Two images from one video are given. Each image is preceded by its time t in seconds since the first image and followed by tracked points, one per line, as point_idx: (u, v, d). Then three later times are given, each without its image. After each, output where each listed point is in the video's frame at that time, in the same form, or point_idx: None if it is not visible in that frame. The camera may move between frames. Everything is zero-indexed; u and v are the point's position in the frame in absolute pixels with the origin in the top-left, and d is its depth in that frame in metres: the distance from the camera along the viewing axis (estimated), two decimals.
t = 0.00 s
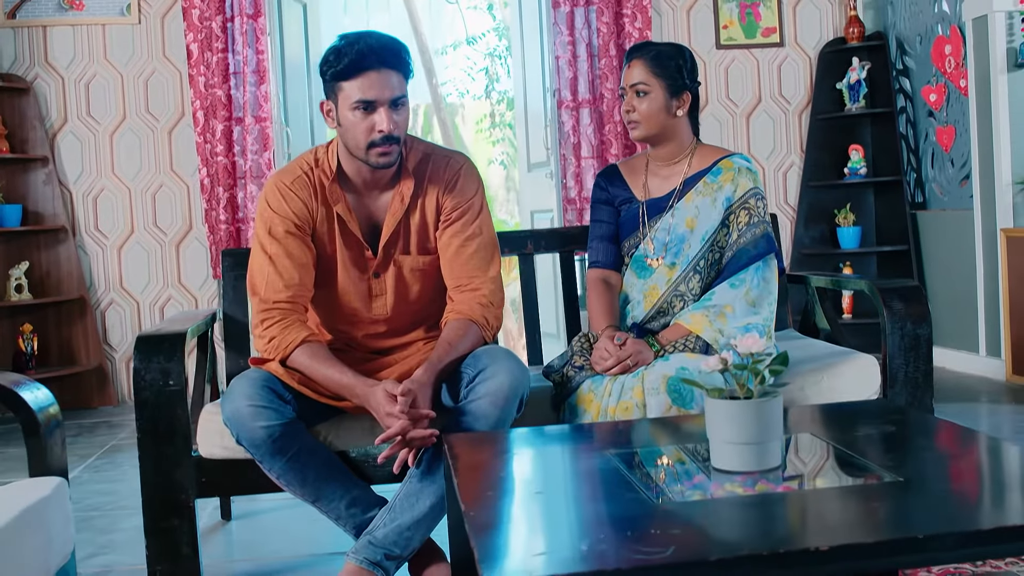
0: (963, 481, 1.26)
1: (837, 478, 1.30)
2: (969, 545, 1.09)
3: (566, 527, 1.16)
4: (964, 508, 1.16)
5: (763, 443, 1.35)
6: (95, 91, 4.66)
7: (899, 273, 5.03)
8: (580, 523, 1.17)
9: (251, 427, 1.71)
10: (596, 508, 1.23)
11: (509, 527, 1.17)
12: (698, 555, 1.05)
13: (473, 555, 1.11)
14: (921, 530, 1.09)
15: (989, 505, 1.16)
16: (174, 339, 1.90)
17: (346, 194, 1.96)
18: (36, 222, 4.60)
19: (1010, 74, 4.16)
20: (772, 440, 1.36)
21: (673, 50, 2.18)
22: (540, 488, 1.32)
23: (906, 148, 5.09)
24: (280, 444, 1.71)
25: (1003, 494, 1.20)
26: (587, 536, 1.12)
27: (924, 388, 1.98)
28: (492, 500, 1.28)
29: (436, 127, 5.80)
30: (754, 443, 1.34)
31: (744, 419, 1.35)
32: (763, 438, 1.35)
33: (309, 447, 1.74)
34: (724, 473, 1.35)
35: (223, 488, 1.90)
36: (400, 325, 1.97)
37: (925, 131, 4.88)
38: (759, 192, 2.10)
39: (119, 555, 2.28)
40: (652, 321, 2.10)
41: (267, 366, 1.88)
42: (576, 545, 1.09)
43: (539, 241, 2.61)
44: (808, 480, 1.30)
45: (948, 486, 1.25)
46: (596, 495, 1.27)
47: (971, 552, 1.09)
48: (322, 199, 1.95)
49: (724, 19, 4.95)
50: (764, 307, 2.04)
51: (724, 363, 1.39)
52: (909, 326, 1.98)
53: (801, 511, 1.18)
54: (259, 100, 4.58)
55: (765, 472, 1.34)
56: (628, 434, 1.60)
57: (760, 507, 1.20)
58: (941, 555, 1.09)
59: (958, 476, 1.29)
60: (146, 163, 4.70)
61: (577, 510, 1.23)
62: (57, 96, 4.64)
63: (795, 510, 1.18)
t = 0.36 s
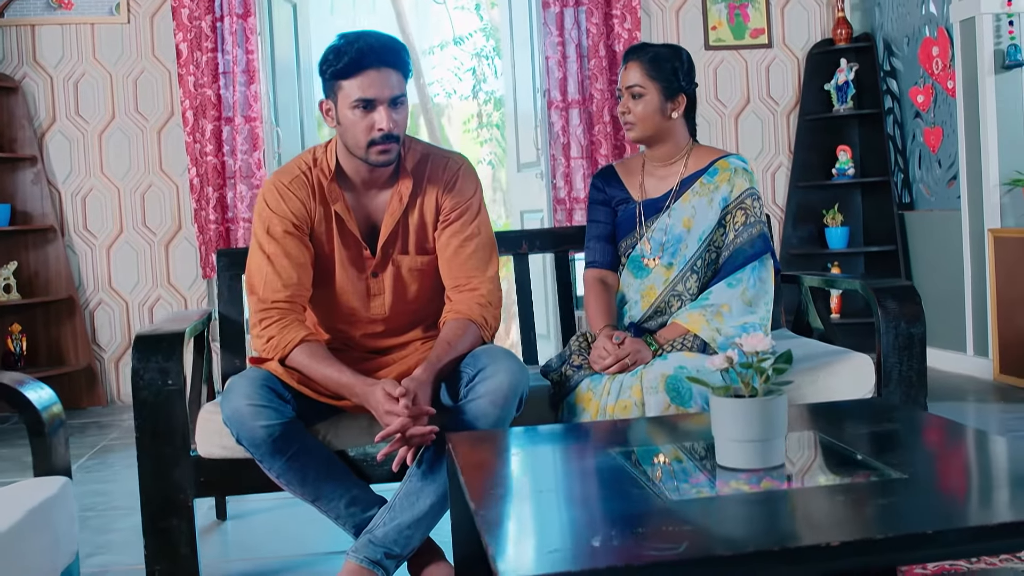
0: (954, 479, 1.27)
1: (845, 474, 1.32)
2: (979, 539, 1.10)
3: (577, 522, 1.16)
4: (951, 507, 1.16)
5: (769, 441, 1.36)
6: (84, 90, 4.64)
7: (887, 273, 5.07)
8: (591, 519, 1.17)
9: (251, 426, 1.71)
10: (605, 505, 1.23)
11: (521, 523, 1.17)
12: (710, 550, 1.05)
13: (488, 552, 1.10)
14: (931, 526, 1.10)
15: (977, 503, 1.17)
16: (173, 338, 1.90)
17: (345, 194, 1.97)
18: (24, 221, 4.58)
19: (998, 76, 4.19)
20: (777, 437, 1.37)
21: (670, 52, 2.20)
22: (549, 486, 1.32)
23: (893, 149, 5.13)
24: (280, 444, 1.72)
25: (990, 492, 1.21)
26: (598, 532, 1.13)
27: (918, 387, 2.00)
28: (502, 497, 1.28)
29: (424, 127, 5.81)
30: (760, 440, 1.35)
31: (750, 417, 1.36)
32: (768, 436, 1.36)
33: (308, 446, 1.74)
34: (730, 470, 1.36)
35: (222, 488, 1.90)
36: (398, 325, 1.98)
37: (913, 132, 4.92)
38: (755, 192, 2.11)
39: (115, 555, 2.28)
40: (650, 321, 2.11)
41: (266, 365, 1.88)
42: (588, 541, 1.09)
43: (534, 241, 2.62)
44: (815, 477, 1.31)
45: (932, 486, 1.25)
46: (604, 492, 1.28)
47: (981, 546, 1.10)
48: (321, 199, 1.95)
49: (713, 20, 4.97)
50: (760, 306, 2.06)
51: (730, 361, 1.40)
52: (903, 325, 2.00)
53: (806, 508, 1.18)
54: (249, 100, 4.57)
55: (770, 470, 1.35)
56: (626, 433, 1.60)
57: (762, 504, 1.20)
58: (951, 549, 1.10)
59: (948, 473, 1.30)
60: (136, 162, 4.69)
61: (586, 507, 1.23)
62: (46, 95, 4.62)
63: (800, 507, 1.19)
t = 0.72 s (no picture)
0: (957, 477, 1.28)
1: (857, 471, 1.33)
2: (994, 536, 1.11)
3: (594, 521, 1.17)
4: (947, 507, 1.17)
5: (783, 439, 1.37)
6: (83, 91, 4.64)
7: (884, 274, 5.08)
8: (607, 517, 1.18)
9: (262, 426, 1.72)
10: (623, 503, 1.24)
11: (539, 521, 1.18)
12: (730, 548, 1.06)
13: (509, 551, 1.10)
14: (946, 523, 1.11)
15: (974, 502, 1.18)
16: (181, 338, 1.90)
17: (352, 194, 1.98)
18: (23, 222, 4.58)
19: (995, 78, 4.22)
20: (791, 436, 1.38)
21: (674, 54, 2.21)
22: (566, 485, 1.33)
23: (891, 150, 5.15)
24: (290, 444, 1.73)
25: (988, 491, 1.22)
26: (618, 530, 1.13)
27: (921, 387, 2.02)
28: (516, 496, 1.29)
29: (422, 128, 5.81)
30: (774, 439, 1.36)
31: (765, 415, 1.37)
32: (782, 434, 1.37)
33: (317, 445, 1.75)
34: (743, 469, 1.37)
35: (230, 487, 1.91)
36: (406, 325, 1.99)
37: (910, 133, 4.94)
38: (761, 194, 2.13)
39: (121, 555, 2.28)
40: (657, 321, 2.12)
41: (275, 365, 1.89)
42: (609, 539, 1.10)
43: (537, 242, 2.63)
44: (829, 475, 1.32)
45: (929, 485, 1.26)
46: (622, 490, 1.29)
47: (996, 543, 1.12)
48: (328, 200, 1.96)
49: (711, 21, 4.98)
50: (766, 306, 2.08)
51: (744, 361, 1.41)
52: (907, 326, 2.01)
53: (820, 506, 1.19)
54: (247, 101, 4.57)
55: (784, 468, 1.36)
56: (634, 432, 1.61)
57: (775, 503, 1.21)
58: (967, 545, 1.11)
59: (952, 472, 1.31)
60: (134, 163, 4.69)
61: (604, 504, 1.24)
62: (45, 96, 4.62)
63: (814, 505, 1.20)
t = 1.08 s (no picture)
0: (960, 477, 1.30)
1: (871, 471, 1.35)
2: (1006, 534, 1.12)
3: (609, 520, 1.18)
4: (942, 507, 1.17)
5: (793, 439, 1.38)
6: (79, 93, 4.63)
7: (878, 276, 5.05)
8: (622, 517, 1.19)
9: (268, 428, 1.73)
10: (639, 502, 1.25)
11: (554, 521, 1.18)
12: (748, 546, 1.07)
13: (528, 552, 1.11)
14: (960, 521, 1.13)
15: (968, 503, 1.18)
16: (186, 340, 1.91)
17: (355, 196, 1.98)
18: (19, 224, 4.57)
19: (989, 81, 4.24)
20: (801, 436, 1.40)
21: (675, 57, 2.23)
22: (580, 484, 1.34)
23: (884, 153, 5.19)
24: (297, 445, 1.73)
25: (982, 492, 1.23)
26: (636, 528, 1.14)
27: (922, 388, 2.04)
28: (528, 495, 1.30)
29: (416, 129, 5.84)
30: (784, 439, 1.38)
31: (775, 415, 1.39)
32: (792, 434, 1.38)
33: (325, 446, 1.76)
34: (754, 468, 1.38)
35: (235, 488, 1.91)
36: (410, 326, 2.00)
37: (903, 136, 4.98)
38: (763, 197, 2.15)
39: (124, 557, 2.28)
40: (660, 323, 2.14)
41: (280, 366, 1.90)
42: (628, 537, 1.11)
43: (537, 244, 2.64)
44: (838, 475, 1.33)
45: (930, 485, 1.27)
46: (635, 489, 1.30)
47: (1008, 541, 1.13)
48: (332, 202, 1.97)
49: (706, 24, 5.00)
50: (768, 308, 2.10)
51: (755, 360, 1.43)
52: (907, 327, 2.03)
53: (831, 505, 1.20)
54: (244, 103, 4.58)
55: (794, 468, 1.37)
56: (640, 433, 1.62)
57: (788, 502, 1.22)
58: (979, 544, 1.12)
59: (952, 472, 1.32)
60: (130, 165, 4.68)
61: (619, 502, 1.25)
62: (40, 97, 4.61)
63: (826, 505, 1.21)
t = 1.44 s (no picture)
0: (962, 476, 1.31)
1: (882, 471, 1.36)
2: (1012, 532, 1.14)
3: (619, 520, 1.19)
4: (944, 506, 1.19)
5: (799, 439, 1.40)
6: (73, 95, 4.62)
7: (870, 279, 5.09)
8: (632, 517, 1.20)
9: (271, 430, 1.73)
10: (648, 501, 1.26)
11: (564, 521, 1.19)
12: (758, 545, 1.08)
13: (540, 552, 1.12)
14: (966, 519, 1.14)
15: (960, 503, 1.19)
16: (188, 342, 1.91)
17: (357, 199, 1.99)
18: (12, 226, 4.55)
19: (981, 85, 4.27)
20: (806, 436, 1.41)
21: (674, 61, 2.25)
22: (588, 484, 1.35)
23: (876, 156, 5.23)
24: (300, 447, 1.74)
25: (984, 490, 1.24)
26: (648, 527, 1.16)
27: (918, 389, 2.06)
28: (537, 495, 1.31)
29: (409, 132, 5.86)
30: (791, 439, 1.39)
31: (782, 416, 1.40)
32: (799, 434, 1.40)
33: (329, 447, 1.77)
34: (761, 468, 1.39)
35: (238, 490, 1.92)
36: (410, 328, 2.01)
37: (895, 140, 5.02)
38: (762, 200, 2.17)
39: (122, 559, 2.28)
40: (660, 325, 2.15)
41: (283, 369, 1.90)
42: (641, 536, 1.13)
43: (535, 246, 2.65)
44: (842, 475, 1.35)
45: (933, 484, 1.29)
46: (642, 489, 1.31)
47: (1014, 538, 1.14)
48: (333, 205, 1.98)
49: (699, 28, 5.03)
50: (767, 311, 2.12)
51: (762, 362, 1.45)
52: (904, 329, 2.05)
53: (836, 505, 1.22)
54: (238, 105, 4.58)
55: (800, 468, 1.39)
56: (642, 434, 1.63)
57: (795, 502, 1.24)
58: (985, 542, 1.13)
59: (954, 472, 1.34)
60: (124, 167, 4.68)
61: (628, 502, 1.26)
62: (34, 99, 4.60)
63: (832, 504, 1.22)
